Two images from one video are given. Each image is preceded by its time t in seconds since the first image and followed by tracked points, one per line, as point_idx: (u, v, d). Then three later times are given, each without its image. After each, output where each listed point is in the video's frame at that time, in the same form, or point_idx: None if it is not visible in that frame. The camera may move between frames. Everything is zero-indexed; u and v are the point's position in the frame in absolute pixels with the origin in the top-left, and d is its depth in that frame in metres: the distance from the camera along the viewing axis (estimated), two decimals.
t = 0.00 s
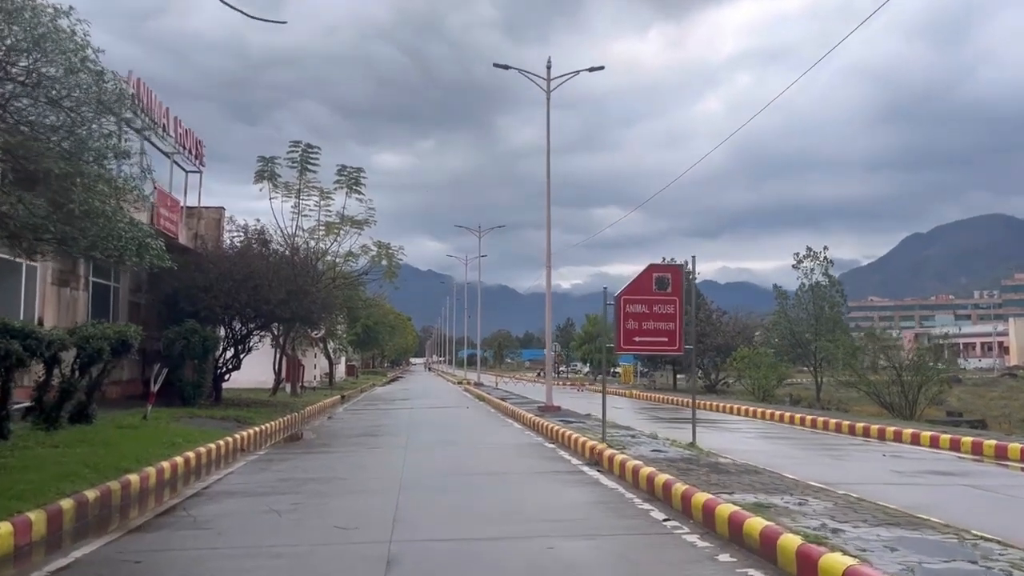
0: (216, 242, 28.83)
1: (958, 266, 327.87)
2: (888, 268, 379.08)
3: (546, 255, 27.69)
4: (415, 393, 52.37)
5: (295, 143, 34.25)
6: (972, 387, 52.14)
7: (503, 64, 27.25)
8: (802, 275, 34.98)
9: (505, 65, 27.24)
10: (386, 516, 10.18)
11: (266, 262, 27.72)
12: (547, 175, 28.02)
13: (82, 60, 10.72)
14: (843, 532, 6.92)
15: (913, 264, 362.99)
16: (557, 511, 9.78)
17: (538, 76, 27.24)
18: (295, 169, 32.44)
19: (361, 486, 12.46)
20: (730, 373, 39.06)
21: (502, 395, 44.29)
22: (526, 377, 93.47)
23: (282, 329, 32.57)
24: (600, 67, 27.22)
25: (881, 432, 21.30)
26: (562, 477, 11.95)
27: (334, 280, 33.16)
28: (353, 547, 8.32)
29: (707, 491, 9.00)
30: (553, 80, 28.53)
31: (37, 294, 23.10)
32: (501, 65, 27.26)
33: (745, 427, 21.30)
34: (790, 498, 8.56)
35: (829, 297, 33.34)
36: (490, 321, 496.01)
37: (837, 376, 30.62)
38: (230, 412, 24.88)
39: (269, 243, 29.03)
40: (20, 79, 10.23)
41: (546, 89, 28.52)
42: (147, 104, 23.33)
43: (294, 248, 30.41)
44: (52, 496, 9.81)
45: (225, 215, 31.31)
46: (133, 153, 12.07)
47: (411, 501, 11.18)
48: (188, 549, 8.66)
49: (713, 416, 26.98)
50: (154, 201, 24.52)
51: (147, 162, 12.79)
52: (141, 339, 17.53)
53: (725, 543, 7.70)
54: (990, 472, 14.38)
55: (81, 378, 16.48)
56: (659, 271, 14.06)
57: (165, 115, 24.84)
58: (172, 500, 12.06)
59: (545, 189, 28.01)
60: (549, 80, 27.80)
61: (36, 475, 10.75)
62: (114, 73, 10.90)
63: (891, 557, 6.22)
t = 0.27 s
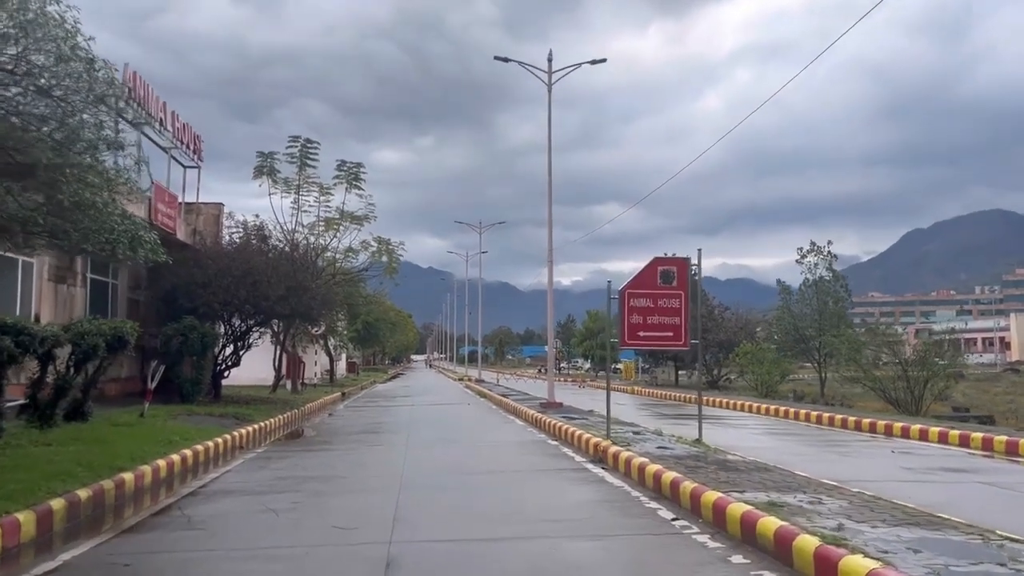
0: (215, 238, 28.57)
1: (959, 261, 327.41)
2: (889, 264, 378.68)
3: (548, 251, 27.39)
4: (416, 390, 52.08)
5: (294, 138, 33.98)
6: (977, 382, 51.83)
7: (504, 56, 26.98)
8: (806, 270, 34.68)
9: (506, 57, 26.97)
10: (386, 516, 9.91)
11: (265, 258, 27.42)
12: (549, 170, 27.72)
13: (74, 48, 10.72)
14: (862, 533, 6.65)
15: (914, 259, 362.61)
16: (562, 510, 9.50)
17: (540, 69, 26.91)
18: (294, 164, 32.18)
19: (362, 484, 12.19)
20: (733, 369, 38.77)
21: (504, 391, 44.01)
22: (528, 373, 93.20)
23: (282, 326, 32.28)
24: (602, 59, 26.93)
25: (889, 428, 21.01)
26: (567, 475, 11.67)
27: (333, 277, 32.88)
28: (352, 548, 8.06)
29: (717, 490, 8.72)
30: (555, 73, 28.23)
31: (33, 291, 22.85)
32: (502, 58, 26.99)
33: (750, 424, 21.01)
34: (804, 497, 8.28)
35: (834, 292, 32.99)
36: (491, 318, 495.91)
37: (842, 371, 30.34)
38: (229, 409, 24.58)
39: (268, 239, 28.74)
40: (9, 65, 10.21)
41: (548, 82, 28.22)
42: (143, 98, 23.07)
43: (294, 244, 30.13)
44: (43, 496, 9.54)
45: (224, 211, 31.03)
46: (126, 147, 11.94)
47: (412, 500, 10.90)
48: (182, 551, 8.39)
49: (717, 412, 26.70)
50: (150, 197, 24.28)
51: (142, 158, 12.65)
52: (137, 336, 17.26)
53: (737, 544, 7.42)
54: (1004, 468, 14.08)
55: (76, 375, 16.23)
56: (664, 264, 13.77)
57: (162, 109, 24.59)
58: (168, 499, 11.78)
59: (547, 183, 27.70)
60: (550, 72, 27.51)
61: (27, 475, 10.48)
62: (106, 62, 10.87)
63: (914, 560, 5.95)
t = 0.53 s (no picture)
0: (215, 236, 28.29)
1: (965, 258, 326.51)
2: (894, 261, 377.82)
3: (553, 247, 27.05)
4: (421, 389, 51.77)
5: (296, 134, 33.67)
6: (985, 379, 51.37)
7: (508, 50, 26.68)
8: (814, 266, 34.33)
9: (510, 51, 26.69)
10: (387, 520, 9.57)
11: (267, 256, 27.09)
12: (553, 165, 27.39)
13: (65, 38, 10.47)
14: (886, 539, 6.29)
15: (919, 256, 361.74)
16: (570, 514, 9.16)
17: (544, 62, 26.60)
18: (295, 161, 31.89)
19: (363, 486, 11.86)
20: (739, 366, 38.40)
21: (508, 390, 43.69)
22: (532, 371, 92.86)
23: (284, 324, 31.99)
24: (607, 53, 26.57)
25: (900, 426, 20.65)
26: (573, 477, 11.32)
27: (336, 275, 32.56)
28: (351, 556, 7.73)
29: (731, 493, 8.37)
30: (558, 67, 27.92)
31: (30, 290, 22.59)
32: (506, 52, 26.70)
33: (759, 422, 20.65)
34: (822, 499, 7.92)
35: (842, 288, 32.76)
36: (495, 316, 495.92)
37: (850, 368, 29.97)
38: (230, 409, 24.28)
39: (270, 236, 28.43)
40: None
41: (552, 77, 27.89)
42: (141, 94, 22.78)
43: (296, 241, 29.82)
44: (32, 501, 9.22)
45: (225, 208, 30.77)
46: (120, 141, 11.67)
47: (414, 503, 10.57)
48: (175, 558, 8.06)
49: (724, 411, 26.36)
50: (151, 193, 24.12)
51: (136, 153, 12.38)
52: (134, 334, 16.97)
53: (754, 550, 7.06)
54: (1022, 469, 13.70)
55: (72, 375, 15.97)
56: (673, 260, 13.39)
57: (161, 105, 24.31)
58: (164, 503, 11.46)
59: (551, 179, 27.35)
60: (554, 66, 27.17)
61: (17, 478, 10.17)
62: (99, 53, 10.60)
63: (943, 569, 5.60)
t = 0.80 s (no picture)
0: (222, 236, 28.09)
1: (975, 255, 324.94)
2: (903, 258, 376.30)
3: (562, 246, 26.75)
4: (430, 390, 51.53)
5: (302, 134, 33.45)
6: (999, 378, 50.85)
7: (516, 47, 26.39)
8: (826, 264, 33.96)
9: (518, 47, 26.42)
10: (396, 525, 9.30)
11: (274, 256, 26.87)
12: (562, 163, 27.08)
13: (65, 33, 10.24)
14: (918, 546, 5.99)
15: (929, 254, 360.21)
16: (584, 518, 8.88)
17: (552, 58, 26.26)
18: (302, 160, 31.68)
19: (371, 490, 11.60)
20: (751, 365, 38.03)
21: (517, 390, 43.38)
22: (541, 371, 92.54)
23: (292, 325, 31.78)
24: (617, 49, 26.25)
25: (917, 425, 20.30)
26: (586, 479, 11.04)
27: (344, 275, 32.33)
28: (359, 563, 7.46)
29: (751, 496, 8.07)
30: (567, 64, 27.63)
31: (35, 291, 22.43)
32: (514, 48, 26.41)
33: (773, 422, 20.32)
34: (846, 502, 7.62)
35: (855, 286, 32.38)
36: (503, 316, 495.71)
37: (864, 367, 29.60)
38: (236, 410, 24.05)
39: (277, 236, 28.21)
40: None
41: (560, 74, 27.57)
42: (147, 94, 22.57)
43: (303, 242, 29.60)
44: (32, 507, 8.98)
45: (232, 208, 30.58)
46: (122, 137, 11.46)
47: (423, 507, 10.31)
48: (177, 567, 7.81)
49: (736, 411, 26.03)
50: (156, 193, 23.98)
51: (139, 149, 12.16)
52: (140, 335, 16.76)
53: (777, 556, 6.77)
54: None
55: (77, 377, 15.80)
56: (687, 257, 13.12)
57: (167, 104, 24.09)
58: (169, 507, 11.21)
59: (560, 176, 27.04)
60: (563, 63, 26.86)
61: (18, 483, 9.93)
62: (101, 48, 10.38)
63: None
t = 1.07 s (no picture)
0: (235, 240, 27.94)
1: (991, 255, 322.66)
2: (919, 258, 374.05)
3: (578, 248, 26.47)
4: (444, 393, 51.30)
5: (315, 137, 33.33)
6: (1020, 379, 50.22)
7: (529, 47, 26.13)
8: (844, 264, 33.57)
9: (531, 48, 26.16)
10: (412, 535, 9.02)
11: (287, 260, 26.69)
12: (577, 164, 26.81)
13: (72, 33, 10.05)
14: (963, 560, 5.68)
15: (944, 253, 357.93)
16: (606, 527, 8.59)
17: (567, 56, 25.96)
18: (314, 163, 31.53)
19: (387, 498, 11.33)
20: (768, 367, 37.63)
21: (532, 393, 43.09)
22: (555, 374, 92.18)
23: (306, 329, 31.59)
24: (631, 48, 25.96)
25: (941, 427, 19.88)
26: (607, 486, 10.74)
27: (357, 278, 32.13)
28: None
29: (781, 505, 7.76)
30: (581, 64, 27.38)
31: (48, 297, 22.31)
32: (527, 48, 26.15)
33: (793, 425, 19.97)
34: (881, 511, 7.31)
35: (873, 286, 31.92)
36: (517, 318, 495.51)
37: (884, 368, 29.18)
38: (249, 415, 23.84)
39: (290, 240, 28.03)
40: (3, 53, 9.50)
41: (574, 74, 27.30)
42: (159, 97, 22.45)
43: (316, 245, 29.42)
44: (39, 518, 8.75)
45: (244, 212, 30.44)
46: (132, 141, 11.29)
47: (439, 515, 10.04)
48: None
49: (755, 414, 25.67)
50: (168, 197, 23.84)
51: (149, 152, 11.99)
52: (151, 341, 16.60)
53: (810, 569, 6.47)
54: None
55: (88, 383, 15.63)
56: (707, 257, 12.86)
57: (179, 108, 23.98)
58: (180, 517, 10.97)
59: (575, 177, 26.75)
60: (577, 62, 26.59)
61: (26, 493, 9.71)
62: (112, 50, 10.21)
63: None
